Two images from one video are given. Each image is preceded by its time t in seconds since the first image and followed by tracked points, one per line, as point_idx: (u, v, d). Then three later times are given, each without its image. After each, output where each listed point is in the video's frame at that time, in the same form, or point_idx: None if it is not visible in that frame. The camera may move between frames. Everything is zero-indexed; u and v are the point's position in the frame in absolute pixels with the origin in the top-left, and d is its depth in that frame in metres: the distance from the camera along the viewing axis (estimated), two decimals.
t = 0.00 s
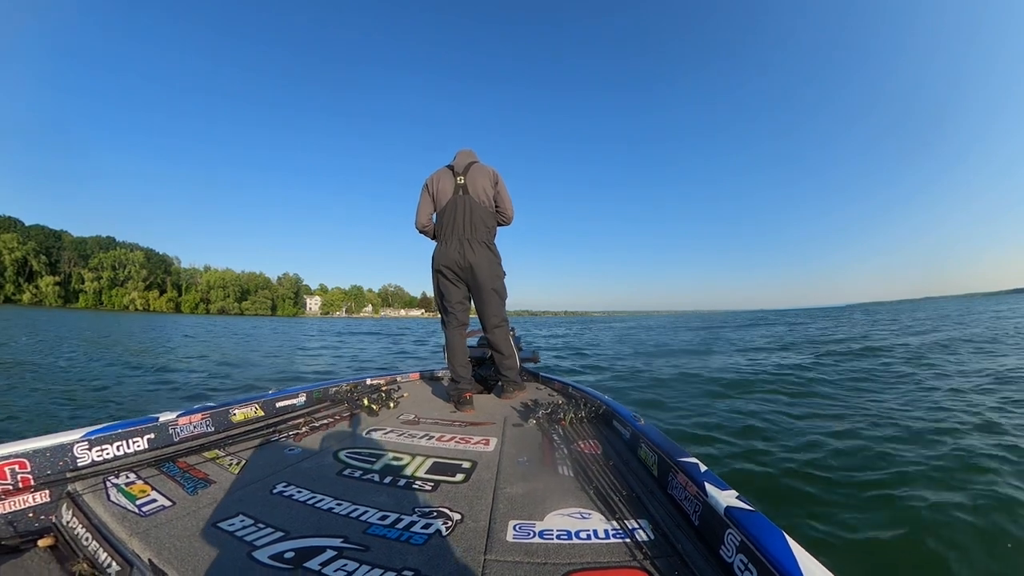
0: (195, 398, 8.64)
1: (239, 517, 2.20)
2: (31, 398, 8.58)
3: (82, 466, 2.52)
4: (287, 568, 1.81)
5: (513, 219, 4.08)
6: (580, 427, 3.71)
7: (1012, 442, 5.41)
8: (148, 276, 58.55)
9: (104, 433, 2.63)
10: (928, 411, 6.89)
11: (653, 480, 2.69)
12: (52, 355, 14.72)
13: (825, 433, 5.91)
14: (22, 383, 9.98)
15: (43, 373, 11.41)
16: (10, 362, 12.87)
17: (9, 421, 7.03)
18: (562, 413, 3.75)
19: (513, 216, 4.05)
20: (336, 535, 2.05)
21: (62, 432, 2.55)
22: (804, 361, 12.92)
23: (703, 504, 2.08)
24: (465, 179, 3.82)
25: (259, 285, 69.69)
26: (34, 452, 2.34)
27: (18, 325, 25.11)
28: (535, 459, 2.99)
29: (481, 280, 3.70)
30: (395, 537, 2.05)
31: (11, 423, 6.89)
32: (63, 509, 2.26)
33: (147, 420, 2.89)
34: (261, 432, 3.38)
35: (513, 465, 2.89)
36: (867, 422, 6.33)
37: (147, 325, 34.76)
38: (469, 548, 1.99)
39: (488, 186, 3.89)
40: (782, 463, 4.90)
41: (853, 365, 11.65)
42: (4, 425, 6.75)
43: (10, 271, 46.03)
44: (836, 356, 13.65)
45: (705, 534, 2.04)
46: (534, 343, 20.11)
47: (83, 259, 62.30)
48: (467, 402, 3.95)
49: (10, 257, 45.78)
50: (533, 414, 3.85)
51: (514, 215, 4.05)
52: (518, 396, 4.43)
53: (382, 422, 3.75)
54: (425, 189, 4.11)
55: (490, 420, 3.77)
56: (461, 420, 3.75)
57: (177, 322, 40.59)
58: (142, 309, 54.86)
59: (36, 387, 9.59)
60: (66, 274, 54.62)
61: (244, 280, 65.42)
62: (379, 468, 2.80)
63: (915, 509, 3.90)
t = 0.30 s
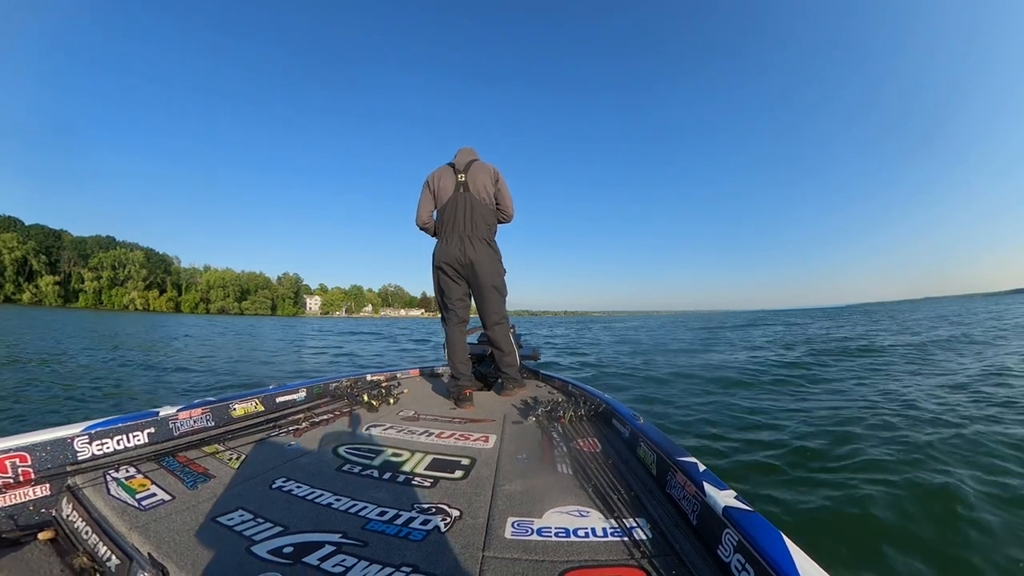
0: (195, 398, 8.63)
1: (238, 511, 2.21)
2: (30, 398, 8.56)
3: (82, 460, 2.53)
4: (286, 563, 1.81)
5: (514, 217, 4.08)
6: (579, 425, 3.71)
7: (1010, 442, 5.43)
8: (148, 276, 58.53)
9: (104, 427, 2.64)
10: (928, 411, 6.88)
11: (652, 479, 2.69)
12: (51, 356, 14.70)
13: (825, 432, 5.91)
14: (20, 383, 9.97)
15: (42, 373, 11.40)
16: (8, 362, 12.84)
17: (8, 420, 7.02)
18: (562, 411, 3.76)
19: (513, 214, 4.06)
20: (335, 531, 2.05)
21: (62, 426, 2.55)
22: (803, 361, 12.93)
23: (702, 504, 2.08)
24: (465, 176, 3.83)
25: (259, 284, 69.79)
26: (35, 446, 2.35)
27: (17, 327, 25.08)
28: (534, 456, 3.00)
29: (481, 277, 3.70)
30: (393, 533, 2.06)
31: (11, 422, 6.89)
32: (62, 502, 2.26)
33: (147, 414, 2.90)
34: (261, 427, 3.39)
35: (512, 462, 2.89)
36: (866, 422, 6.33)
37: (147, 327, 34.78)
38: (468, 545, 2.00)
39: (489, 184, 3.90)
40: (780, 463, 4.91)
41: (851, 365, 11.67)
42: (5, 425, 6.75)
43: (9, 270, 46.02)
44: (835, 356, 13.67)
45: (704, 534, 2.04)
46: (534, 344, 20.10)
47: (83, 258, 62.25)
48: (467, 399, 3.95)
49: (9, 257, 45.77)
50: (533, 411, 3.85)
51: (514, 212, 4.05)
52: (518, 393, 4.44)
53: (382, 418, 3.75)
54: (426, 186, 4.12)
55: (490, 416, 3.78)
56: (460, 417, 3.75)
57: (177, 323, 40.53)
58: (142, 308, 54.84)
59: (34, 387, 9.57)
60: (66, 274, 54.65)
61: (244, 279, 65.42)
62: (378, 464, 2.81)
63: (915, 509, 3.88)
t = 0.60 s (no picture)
0: (196, 398, 8.64)
1: (240, 512, 2.21)
2: (29, 397, 8.56)
3: (84, 461, 2.53)
4: (288, 563, 1.81)
5: (516, 216, 4.08)
6: (580, 424, 3.72)
7: (1011, 441, 5.43)
8: (148, 276, 58.51)
9: (106, 429, 2.64)
10: (930, 411, 6.87)
11: (653, 477, 2.69)
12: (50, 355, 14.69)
13: (826, 431, 5.90)
14: (18, 383, 9.95)
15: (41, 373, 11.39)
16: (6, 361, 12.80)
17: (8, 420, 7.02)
18: (563, 409, 3.76)
19: (515, 213, 4.06)
20: (336, 530, 2.05)
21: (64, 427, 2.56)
22: (803, 361, 12.94)
23: (703, 502, 2.08)
24: (467, 176, 3.83)
25: (258, 285, 69.82)
26: (37, 447, 2.36)
27: (15, 326, 25.04)
28: (536, 455, 3.00)
29: (483, 277, 3.71)
30: (395, 532, 2.06)
31: (12, 422, 6.90)
32: (64, 503, 2.27)
33: (149, 415, 2.90)
34: (262, 427, 3.39)
35: (514, 461, 2.89)
36: (866, 421, 6.34)
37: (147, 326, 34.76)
38: (470, 544, 2.00)
39: (491, 183, 3.89)
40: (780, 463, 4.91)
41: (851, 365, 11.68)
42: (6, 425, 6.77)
43: (9, 270, 46.02)
44: (835, 356, 13.69)
45: (705, 532, 2.04)
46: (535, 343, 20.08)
47: (83, 258, 62.22)
48: (468, 398, 3.95)
49: (9, 257, 45.76)
50: (534, 410, 3.86)
51: (516, 211, 4.05)
52: (519, 392, 4.44)
53: (383, 418, 3.76)
54: (428, 186, 4.12)
55: (491, 415, 3.78)
56: (462, 416, 3.76)
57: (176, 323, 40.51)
58: (142, 308, 54.84)
59: (32, 386, 9.55)
60: (65, 273, 54.63)
61: (244, 279, 65.41)
62: (380, 463, 2.81)
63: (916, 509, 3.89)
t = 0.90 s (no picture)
0: (198, 398, 8.66)
1: (243, 516, 2.21)
2: (29, 398, 8.57)
3: (87, 467, 2.53)
4: (292, 566, 1.81)
5: (518, 218, 4.09)
6: (583, 424, 3.72)
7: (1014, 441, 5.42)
8: (147, 276, 58.48)
9: (108, 434, 2.64)
10: (932, 410, 6.86)
11: (656, 476, 2.69)
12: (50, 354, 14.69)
13: (829, 430, 5.90)
14: (18, 383, 9.95)
15: (41, 372, 11.40)
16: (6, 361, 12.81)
17: (9, 421, 7.03)
18: (565, 410, 3.76)
19: (517, 215, 4.06)
20: (340, 534, 2.05)
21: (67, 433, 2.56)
22: (803, 359, 12.94)
23: (708, 501, 2.07)
24: (469, 177, 3.83)
25: (258, 285, 69.83)
26: (40, 454, 2.36)
27: (15, 324, 25.05)
28: (539, 456, 2.99)
29: (486, 278, 3.71)
30: (398, 535, 2.06)
31: (14, 423, 6.91)
32: (67, 510, 2.26)
33: (151, 421, 2.90)
34: (264, 431, 3.39)
35: (517, 462, 2.89)
36: (868, 420, 6.34)
37: (147, 323, 34.78)
38: (474, 545, 2.00)
39: (493, 184, 3.89)
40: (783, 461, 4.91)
41: (852, 364, 11.68)
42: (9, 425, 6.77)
43: (9, 270, 46.00)
44: (835, 355, 13.69)
45: (709, 531, 2.04)
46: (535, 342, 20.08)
47: (83, 259, 62.20)
48: (471, 400, 3.95)
49: (9, 258, 45.75)
50: (537, 410, 3.86)
51: (518, 213, 4.05)
52: (522, 393, 4.44)
53: (386, 421, 3.76)
54: (430, 188, 4.12)
55: (493, 417, 3.78)
56: (464, 417, 3.75)
57: (176, 321, 40.58)
58: (141, 309, 54.84)
59: (32, 387, 9.55)
60: (65, 273, 54.62)
61: (244, 280, 65.46)
62: (383, 466, 2.80)
63: (920, 508, 3.87)
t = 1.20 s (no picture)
0: (199, 398, 8.66)
1: (246, 520, 2.21)
2: (29, 398, 8.56)
3: (89, 471, 2.53)
4: (294, 570, 1.81)
5: (519, 219, 4.09)
6: (585, 425, 3.72)
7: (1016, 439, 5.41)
8: (147, 276, 58.45)
9: (111, 438, 2.64)
10: (934, 410, 6.85)
11: (659, 477, 2.69)
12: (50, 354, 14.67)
13: (831, 429, 5.89)
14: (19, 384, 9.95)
15: (40, 373, 11.39)
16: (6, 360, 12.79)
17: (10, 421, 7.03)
18: (567, 411, 3.76)
19: (518, 216, 4.06)
20: (343, 537, 2.05)
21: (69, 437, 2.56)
22: (803, 359, 12.94)
23: (710, 501, 2.07)
24: (470, 179, 3.83)
25: (258, 286, 69.90)
26: (42, 458, 2.36)
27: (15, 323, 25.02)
28: (541, 458, 2.99)
29: (487, 280, 3.71)
30: (401, 537, 2.06)
31: (15, 424, 6.91)
32: (69, 514, 2.26)
33: (153, 424, 2.90)
34: (266, 435, 3.39)
35: (519, 464, 2.89)
36: (870, 419, 6.33)
37: (147, 322, 34.75)
38: (477, 547, 2.00)
39: (494, 186, 3.89)
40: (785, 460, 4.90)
41: (851, 363, 11.69)
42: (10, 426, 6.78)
43: (9, 271, 45.99)
44: (835, 355, 13.70)
45: (712, 531, 2.03)
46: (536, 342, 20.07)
47: (83, 259, 62.22)
48: (472, 402, 3.95)
49: (8, 258, 45.75)
50: (539, 412, 3.86)
51: (518, 214, 4.05)
52: (523, 395, 4.44)
53: (388, 423, 3.76)
54: (430, 190, 4.12)
55: (495, 419, 3.78)
56: (466, 420, 3.75)
57: (176, 320, 40.57)
58: (141, 309, 54.81)
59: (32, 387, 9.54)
60: (65, 273, 54.63)
61: (244, 281, 65.49)
62: (385, 469, 2.80)
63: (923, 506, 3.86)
